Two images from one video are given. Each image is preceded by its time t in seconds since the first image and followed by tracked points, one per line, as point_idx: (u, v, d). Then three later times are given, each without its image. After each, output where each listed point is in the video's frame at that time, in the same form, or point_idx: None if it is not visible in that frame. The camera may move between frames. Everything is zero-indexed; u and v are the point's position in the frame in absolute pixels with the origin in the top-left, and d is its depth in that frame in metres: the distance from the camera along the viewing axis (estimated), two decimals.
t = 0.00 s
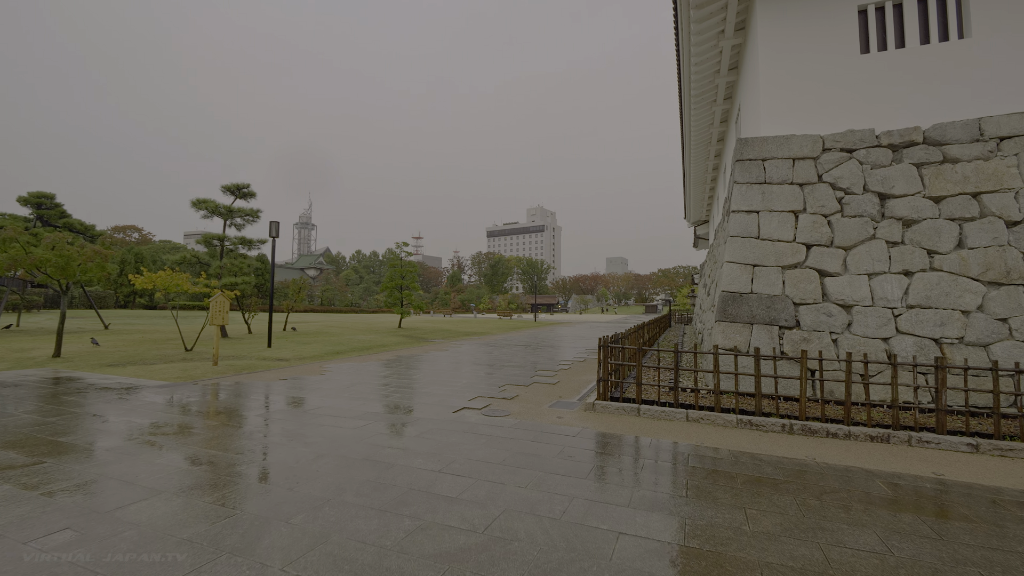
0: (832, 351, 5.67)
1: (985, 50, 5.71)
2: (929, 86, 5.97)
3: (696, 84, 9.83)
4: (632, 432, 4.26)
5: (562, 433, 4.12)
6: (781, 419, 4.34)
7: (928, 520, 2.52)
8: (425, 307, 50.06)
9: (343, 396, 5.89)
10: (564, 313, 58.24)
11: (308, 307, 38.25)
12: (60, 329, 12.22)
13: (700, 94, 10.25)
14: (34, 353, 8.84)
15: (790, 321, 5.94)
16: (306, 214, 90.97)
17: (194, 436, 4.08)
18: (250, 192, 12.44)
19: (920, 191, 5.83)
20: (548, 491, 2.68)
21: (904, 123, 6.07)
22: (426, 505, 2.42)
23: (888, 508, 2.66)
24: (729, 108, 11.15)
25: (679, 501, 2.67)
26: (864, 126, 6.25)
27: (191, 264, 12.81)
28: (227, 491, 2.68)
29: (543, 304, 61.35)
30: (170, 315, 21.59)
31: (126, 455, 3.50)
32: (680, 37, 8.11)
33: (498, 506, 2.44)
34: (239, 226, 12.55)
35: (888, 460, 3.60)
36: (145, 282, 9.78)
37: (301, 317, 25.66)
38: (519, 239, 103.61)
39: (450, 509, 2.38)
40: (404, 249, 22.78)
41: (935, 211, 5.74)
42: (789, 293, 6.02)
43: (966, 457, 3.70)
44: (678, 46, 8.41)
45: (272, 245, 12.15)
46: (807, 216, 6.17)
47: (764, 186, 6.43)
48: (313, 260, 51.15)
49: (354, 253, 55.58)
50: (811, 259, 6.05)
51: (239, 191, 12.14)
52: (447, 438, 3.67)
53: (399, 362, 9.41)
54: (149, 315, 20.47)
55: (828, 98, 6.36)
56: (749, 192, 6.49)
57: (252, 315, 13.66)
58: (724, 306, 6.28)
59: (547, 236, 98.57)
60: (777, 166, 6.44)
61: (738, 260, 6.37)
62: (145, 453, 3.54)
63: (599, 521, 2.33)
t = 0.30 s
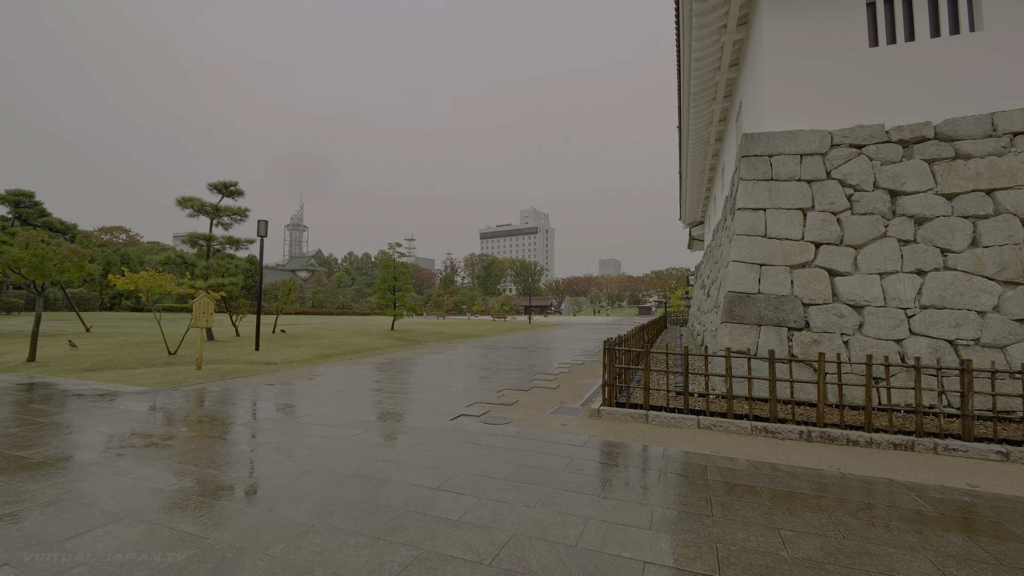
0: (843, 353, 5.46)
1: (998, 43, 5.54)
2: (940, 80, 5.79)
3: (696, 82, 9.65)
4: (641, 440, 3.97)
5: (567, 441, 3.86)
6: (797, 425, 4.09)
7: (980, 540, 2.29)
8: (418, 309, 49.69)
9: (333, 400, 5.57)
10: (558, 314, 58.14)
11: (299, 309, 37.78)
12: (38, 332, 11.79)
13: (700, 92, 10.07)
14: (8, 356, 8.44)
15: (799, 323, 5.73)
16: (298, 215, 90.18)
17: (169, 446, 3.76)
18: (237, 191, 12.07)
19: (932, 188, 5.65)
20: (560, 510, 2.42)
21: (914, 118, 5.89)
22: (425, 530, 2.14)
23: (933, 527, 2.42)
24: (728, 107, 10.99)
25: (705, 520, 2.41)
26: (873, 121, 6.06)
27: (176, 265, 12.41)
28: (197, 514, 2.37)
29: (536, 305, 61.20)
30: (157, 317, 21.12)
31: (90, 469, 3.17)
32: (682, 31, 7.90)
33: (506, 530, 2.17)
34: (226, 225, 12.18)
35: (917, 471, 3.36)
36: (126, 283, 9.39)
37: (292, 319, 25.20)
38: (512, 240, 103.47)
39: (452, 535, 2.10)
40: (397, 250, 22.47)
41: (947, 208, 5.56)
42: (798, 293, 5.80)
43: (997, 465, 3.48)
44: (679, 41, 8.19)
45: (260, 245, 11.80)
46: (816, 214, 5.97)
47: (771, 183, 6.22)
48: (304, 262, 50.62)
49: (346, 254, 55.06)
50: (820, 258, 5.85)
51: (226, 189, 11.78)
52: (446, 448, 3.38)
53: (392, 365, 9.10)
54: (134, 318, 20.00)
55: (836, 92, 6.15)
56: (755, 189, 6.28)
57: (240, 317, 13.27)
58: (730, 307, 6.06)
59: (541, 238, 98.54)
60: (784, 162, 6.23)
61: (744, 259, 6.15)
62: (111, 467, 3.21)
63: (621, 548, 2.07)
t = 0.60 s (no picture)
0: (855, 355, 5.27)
1: (1013, 35, 5.37)
2: (953, 74, 5.60)
3: (696, 78, 9.46)
4: (651, 449, 3.72)
5: (574, 450, 3.60)
6: (815, 433, 3.87)
7: None
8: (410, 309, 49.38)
9: (322, 406, 5.26)
10: (551, 314, 58.01)
11: (290, 309, 37.27)
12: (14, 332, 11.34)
13: (699, 89, 9.88)
14: None
15: (809, 324, 5.53)
16: (288, 214, 89.23)
17: (142, 459, 3.45)
18: (224, 187, 11.69)
19: (945, 185, 5.48)
20: (575, 537, 2.16)
21: (926, 113, 5.70)
22: (424, 566, 1.87)
23: (985, 552, 2.20)
24: (728, 104, 10.82)
25: (737, 546, 2.16)
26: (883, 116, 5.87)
27: (159, 264, 12.00)
28: (163, 546, 2.09)
29: (529, 305, 61.03)
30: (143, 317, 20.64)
31: (48, 489, 2.86)
32: (683, 24, 7.70)
33: (516, 564, 1.91)
34: (212, 223, 11.79)
35: (949, 483, 3.15)
36: (105, 282, 9.02)
37: (283, 320, 24.77)
38: (505, 240, 103.21)
39: (456, 571, 1.84)
40: (389, 249, 22.13)
41: (961, 206, 5.38)
42: (807, 294, 5.61)
43: None
44: (680, 34, 7.99)
45: (247, 243, 11.43)
46: (824, 212, 5.78)
47: (778, 179, 6.02)
48: (295, 261, 50.03)
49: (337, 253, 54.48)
50: (830, 257, 5.65)
51: (212, 186, 11.40)
52: (444, 462, 3.10)
53: (385, 367, 8.81)
54: (119, 318, 19.49)
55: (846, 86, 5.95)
56: (762, 186, 6.07)
57: (227, 317, 12.87)
58: (737, 307, 5.86)
59: (533, 237, 98.38)
60: (791, 158, 6.03)
61: (751, 258, 5.94)
62: (73, 487, 2.90)
63: None
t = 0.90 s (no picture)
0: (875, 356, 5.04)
1: None
2: (976, 64, 5.37)
3: (701, 73, 9.25)
4: (669, 457, 3.46)
5: (587, 459, 3.35)
6: (842, 440, 3.62)
7: None
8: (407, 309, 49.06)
9: (316, 409, 4.97)
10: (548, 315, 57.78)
11: (285, 309, 36.90)
12: None
13: (704, 85, 9.66)
14: None
15: (826, 324, 5.30)
16: (285, 214, 88.66)
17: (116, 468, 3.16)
18: (217, 183, 11.40)
19: (967, 180, 5.26)
20: (598, 565, 1.90)
21: (947, 104, 5.47)
22: None
23: None
24: (733, 100, 10.61)
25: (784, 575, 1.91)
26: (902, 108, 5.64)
27: (150, 262, 11.69)
28: None
29: (527, 305, 60.74)
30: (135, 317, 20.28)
31: (9, 505, 2.58)
32: (690, 15, 7.47)
33: None
34: (204, 220, 11.51)
35: (996, 495, 2.90)
36: (92, 281, 8.71)
37: (278, 320, 24.45)
38: (502, 240, 102.96)
39: None
40: (386, 248, 21.84)
41: (984, 201, 5.17)
42: (823, 293, 5.38)
43: None
44: (686, 26, 7.76)
45: (240, 242, 11.15)
46: (841, 207, 5.55)
47: (792, 174, 5.78)
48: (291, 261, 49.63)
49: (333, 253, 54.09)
50: (847, 255, 5.43)
51: (204, 182, 11.11)
52: (448, 475, 2.83)
53: (382, 369, 8.53)
54: (110, 318, 19.13)
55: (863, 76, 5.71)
56: (775, 181, 5.84)
57: (219, 317, 12.57)
58: (750, 307, 5.63)
59: (531, 238, 98.17)
60: (806, 152, 5.79)
61: (765, 256, 5.71)
62: (37, 502, 2.62)
63: None
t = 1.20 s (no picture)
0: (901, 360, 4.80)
1: None
2: (1004, 54, 5.14)
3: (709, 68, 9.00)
4: (694, 470, 3.19)
5: (607, 473, 3.09)
6: (878, 452, 3.37)
7: None
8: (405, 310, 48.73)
9: (313, 416, 4.70)
10: (547, 315, 57.50)
11: (283, 310, 36.55)
12: None
13: (712, 80, 9.41)
14: None
15: (848, 326, 5.06)
16: (283, 214, 88.13)
17: (93, 483, 2.87)
18: (212, 181, 11.13)
19: (996, 175, 5.02)
20: None
21: (975, 96, 5.22)
22: None
23: None
24: (740, 97, 10.36)
25: None
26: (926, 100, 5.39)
27: (143, 262, 11.40)
28: None
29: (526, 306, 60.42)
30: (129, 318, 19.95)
31: None
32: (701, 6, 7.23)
33: None
34: (199, 218, 11.24)
35: None
36: (81, 280, 8.43)
37: (275, 322, 24.10)
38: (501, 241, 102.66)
39: None
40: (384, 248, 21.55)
41: (1014, 197, 4.94)
42: (845, 293, 5.14)
43: None
44: (696, 18, 7.51)
45: (236, 240, 10.87)
46: (863, 204, 5.31)
47: (811, 169, 5.54)
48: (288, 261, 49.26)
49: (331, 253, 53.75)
50: (870, 253, 5.18)
51: (198, 179, 10.84)
52: (457, 494, 2.56)
53: (382, 372, 8.25)
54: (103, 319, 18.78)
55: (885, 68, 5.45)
56: (794, 177, 5.59)
57: (214, 318, 12.28)
58: (768, 308, 5.39)
59: (529, 238, 97.92)
60: (826, 146, 5.55)
61: (783, 254, 5.47)
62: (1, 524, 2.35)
63: None
